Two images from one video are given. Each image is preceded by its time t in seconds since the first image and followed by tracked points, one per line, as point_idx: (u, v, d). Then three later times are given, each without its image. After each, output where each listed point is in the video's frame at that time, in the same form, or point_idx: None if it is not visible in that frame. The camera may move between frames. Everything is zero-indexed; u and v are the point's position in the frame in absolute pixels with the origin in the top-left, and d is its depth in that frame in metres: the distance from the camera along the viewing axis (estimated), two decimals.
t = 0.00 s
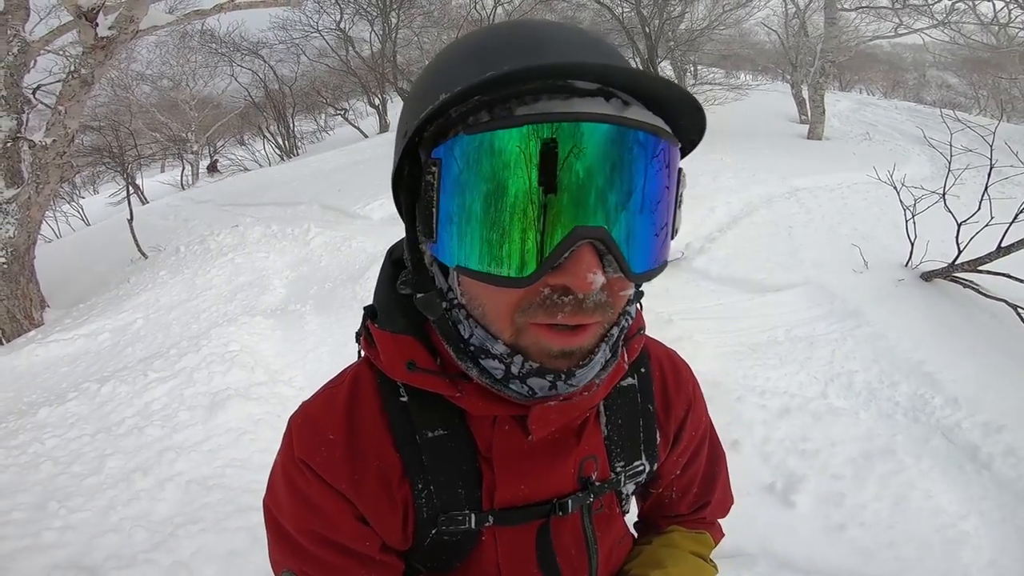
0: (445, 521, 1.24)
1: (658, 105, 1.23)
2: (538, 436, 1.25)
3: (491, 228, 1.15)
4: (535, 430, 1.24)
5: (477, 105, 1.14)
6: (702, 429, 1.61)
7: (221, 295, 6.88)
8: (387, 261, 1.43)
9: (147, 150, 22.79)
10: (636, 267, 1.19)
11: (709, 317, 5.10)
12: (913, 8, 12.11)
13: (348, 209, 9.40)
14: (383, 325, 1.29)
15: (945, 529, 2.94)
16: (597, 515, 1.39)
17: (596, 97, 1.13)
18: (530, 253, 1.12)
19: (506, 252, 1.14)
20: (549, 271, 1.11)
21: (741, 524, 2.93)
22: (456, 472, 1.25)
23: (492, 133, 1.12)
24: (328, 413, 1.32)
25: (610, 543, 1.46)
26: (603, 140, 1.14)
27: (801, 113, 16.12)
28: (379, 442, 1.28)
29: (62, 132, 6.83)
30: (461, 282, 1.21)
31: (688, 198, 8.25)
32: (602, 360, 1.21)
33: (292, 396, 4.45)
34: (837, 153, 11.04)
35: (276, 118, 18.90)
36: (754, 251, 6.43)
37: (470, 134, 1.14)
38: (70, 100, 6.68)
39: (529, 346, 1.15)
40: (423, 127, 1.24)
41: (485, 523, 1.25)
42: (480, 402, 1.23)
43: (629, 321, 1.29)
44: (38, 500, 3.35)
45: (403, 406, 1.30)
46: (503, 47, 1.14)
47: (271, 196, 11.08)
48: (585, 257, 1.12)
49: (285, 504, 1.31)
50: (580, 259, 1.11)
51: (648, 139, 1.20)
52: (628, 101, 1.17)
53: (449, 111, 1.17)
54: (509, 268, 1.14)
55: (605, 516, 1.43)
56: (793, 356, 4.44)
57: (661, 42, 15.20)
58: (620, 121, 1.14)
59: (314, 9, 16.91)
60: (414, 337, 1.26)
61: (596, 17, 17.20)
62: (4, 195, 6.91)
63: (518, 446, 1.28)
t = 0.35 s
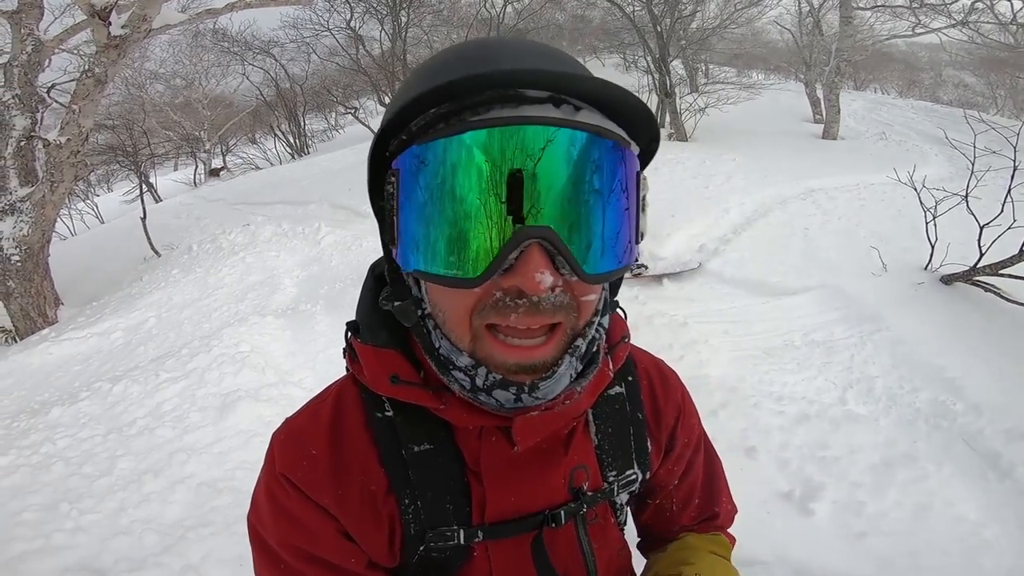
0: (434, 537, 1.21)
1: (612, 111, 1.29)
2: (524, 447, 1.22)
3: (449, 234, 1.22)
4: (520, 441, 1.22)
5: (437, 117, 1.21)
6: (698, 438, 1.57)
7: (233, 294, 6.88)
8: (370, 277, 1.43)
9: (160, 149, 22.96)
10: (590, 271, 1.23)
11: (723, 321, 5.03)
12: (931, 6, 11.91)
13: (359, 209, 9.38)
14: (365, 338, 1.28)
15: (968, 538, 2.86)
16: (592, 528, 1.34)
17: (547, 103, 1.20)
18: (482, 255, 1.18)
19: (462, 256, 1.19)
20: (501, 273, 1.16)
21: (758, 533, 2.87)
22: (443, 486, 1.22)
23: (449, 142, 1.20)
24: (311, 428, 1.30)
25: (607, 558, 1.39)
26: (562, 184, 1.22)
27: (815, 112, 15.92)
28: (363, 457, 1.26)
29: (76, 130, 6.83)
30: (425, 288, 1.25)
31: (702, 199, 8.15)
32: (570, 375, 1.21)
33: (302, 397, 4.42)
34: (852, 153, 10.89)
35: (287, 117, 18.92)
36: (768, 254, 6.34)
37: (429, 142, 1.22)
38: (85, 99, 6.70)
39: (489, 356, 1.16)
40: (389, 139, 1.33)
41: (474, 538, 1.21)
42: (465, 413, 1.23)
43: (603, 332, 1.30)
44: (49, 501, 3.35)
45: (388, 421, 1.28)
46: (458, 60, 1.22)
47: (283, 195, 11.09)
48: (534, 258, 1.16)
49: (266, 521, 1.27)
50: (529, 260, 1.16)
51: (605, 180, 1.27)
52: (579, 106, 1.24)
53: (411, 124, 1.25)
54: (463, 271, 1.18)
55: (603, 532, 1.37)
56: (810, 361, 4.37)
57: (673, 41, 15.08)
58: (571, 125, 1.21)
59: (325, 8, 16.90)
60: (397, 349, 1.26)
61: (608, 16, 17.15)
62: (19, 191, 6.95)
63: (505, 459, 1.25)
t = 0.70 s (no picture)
0: (438, 551, 1.15)
1: (605, 107, 1.26)
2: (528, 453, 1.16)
3: (441, 233, 1.18)
4: (523, 445, 1.15)
5: (427, 117, 1.18)
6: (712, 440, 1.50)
7: (250, 291, 6.89)
8: (364, 280, 1.37)
9: (178, 147, 23.17)
10: (588, 268, 1.19)
11: (745, 320, 4.95)
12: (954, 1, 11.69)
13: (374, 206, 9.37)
14: (360, 342, 1.24)
15: (1005, 544, 2.76)
16: (604, 536, 1.27)
17: (538, 100, 1.17)
18: (474, 255, 1.15)
19: (455, 255, 1.16)
20: (494, 273, 1.12)
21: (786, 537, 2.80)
22: (445, 496, 1.17)
23: (439, 140, 1.16)
24: (307, 438, 1.27)
25: (620, 568, 1.32)
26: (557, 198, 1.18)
27: (834, 109, 15.70)
28: (361, 466, 1.22)
29: (96, 128, 6.90)
30: (421, 292, 1.22)
31: (720, 197, 8.05)
32: (570, 373, 1.17)
33: (322, 394, 4.41)
34: (873, 150, 10.72)
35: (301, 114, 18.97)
36: (790, 252, 6.23)
37: (419, 141, 1.18)
38: (104, 97, 6.75)
39: (483, 356, 1.12)
40: (383, 140, 1.32)
41: (481, 551, 1.15)
42: (468, 417, 1.17)
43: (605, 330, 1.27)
44: (70, 499, 3.36)
45: (388, 429, 1.24)
46: (448, 58, 1.20)
47: (298, 192, 11.11)
48: (525, 256, 1.12)
49: (260, 536, 1.23)
50: (522, 258, 1.12)
51: (599, 195, 1.23)
52: (571, 103, 1.20)
53: (404, 124, 1.23)
54: (459, 270, 1.15)
55: (615, 540, 1.31)
56: (837, 361, 4.28)
57: (688, 38, 14.93)
58: (564, 121, 1.17)
59: (338, 5, 16.90)
60: (393, 354, 1.21)
61: (622, 11, 17.01)
62: (40, 189, 7.00)
63: (511, 467, 1.19)
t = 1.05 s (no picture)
0: (436, 547, 1.15)
1: (578, 101, 1.22)
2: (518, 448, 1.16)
3: (416, 231, 1.18)
4: (512, 441, 1.15)
5: (405, 115, 1.18)
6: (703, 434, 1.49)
7: (259, 288, 6.91)
8: (357, 282, 1.30)
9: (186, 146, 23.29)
10: (554, 268, 1.15)
11: (755, 316, 4.92)
12: None
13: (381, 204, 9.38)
14: (351, 342, 1.23)
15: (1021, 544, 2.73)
16: (604, 531, 1.26)
17: (506, 98, 1.15)
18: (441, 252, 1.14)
19: (427, 253, 1.16)
20: (454, 273, 1.11)
21: (799, 536, 2.78)
22: (442, 494, 1.17)
23: (412, 141, 1.17)
24: (305, 436, 1.26)
25: (623, 564, 1.30)
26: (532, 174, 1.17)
27: (843, 105, 15.59)
28: (357, 464, 1.22)
29: (106, 127, 6.93)
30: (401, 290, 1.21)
31: (728, 193, 8.00)
32: (543, 372, 1.14)
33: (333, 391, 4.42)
34: (884, 147, 10.63)
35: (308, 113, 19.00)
36: (800, 249, 6.20)
37: (393, 142, 1.19)
38: (112, 96, 6.77)
39: (452, 357, 1.10)
40: (360, 137, 1.31)
41: (479, 547, 1.15)
42: (457, 415, 1.16)
43: (584, 330, 1.22)
44: (83, 497, 3.39)
45: (383, 427, 1.23)
46: (419, 56, 1.18)
47: (305, 190, 11.14)
48: (482, 257, 1.11)
49: (265, 534, 1.24)
50: (478, 259, 1.11)
51: (579, 177, 1.21)
52: (541, 99, 1.18)
53: (381, 124, 1.23)
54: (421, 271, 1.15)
55: (617, 535, 1.29)
56: (849, 358, 4.25)
57: (695, 35, 14.87)
58: (530, 119, 1.15)
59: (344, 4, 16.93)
60: (381, 354, 1.21)
61: (629, 8, 16.94)
62: (50, 188, 7.06)
63: (503, 464, 1.18)
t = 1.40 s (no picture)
0: (449, 539, 1.15)
1: (620, 112, 1.23)
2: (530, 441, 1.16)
3: (442, 221, 1.17)
4: (525, 434, 1.15)
5: (446, 110, 1.18)
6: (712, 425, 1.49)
7: (254, 289, 6.89)
8: (367, 281, 1.29)
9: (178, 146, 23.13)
10: (578, 273, 1.16)
11: (751, 312, 4.94)
12: None
13: (376, 203, 9.36)
14: (364, 340, 1.21)
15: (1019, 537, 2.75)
16: (612, 522, 1.27)
17: (551, 103, 1.15)
18: (470, 244, 1.14)
19: (454, 244, 1.15)
20: (484, 268, 1.11)
21: (798, 531, 2.79)
22: (454, 486, 1.17)
23: (453, 135, 1.16)
24: (319, 430, 1.24)
25: (633, 555, 1.31)
26: (567, 170, 1.16)
27: (836, 102, 15.66)
28: (371, 457, 1.21)
29: (96, 128, 6.90)
30: (420, 277, 1.20)
31: (723, 190, 8.02)
32: (551, 372, 1.15)
33: (330, 390, 4.41)
34: (876, 143, 10.68)
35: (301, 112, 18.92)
36: (795, 244, 6.22)
37: (434, 132, 1.18)
38: (102, 96, 6.73)
39: (472, 347, 1.11)
40: (400, 128, 1.31)
41: (491, 538, 1.16)
42: (470, 409, 1.17)
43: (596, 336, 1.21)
44: (80, 499, 3.37)
45: (395, 422, 1.22)
46: (469, 54, 1.17)
47: (299, 189, 11.10)
48: (516, 255, 1.11)
49: (280, 529, 1.22)
50: (511, 257, 1.11)
51: (614, 190, 1.22)
52: (585, 108, 1.18)
53: (421, 115, 1.23)
54: (446, 261, 1.14)
55: (626, 525, 1.30)
56: (844, 353, 4.28)
57: (688, 33, 14.89)
58: (574, 127, 1.15)
59: (336, 3, 16.87)
60: (395, 351, 1.19)
61: (622, 5, 16.93)
62: (41, 189, 6.97)
63: (514, 456, 1.19)
